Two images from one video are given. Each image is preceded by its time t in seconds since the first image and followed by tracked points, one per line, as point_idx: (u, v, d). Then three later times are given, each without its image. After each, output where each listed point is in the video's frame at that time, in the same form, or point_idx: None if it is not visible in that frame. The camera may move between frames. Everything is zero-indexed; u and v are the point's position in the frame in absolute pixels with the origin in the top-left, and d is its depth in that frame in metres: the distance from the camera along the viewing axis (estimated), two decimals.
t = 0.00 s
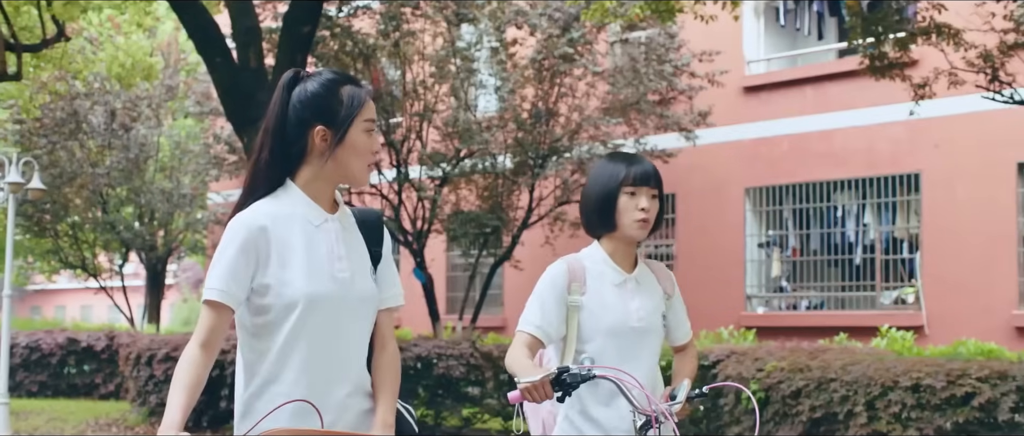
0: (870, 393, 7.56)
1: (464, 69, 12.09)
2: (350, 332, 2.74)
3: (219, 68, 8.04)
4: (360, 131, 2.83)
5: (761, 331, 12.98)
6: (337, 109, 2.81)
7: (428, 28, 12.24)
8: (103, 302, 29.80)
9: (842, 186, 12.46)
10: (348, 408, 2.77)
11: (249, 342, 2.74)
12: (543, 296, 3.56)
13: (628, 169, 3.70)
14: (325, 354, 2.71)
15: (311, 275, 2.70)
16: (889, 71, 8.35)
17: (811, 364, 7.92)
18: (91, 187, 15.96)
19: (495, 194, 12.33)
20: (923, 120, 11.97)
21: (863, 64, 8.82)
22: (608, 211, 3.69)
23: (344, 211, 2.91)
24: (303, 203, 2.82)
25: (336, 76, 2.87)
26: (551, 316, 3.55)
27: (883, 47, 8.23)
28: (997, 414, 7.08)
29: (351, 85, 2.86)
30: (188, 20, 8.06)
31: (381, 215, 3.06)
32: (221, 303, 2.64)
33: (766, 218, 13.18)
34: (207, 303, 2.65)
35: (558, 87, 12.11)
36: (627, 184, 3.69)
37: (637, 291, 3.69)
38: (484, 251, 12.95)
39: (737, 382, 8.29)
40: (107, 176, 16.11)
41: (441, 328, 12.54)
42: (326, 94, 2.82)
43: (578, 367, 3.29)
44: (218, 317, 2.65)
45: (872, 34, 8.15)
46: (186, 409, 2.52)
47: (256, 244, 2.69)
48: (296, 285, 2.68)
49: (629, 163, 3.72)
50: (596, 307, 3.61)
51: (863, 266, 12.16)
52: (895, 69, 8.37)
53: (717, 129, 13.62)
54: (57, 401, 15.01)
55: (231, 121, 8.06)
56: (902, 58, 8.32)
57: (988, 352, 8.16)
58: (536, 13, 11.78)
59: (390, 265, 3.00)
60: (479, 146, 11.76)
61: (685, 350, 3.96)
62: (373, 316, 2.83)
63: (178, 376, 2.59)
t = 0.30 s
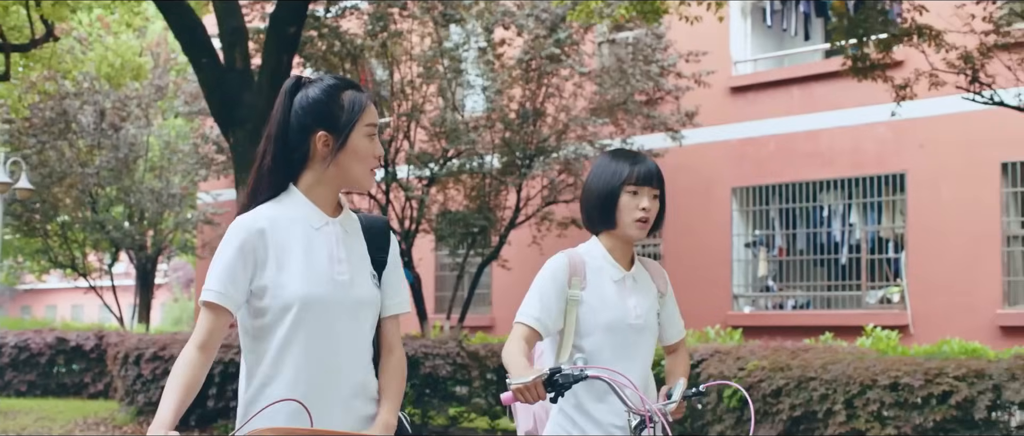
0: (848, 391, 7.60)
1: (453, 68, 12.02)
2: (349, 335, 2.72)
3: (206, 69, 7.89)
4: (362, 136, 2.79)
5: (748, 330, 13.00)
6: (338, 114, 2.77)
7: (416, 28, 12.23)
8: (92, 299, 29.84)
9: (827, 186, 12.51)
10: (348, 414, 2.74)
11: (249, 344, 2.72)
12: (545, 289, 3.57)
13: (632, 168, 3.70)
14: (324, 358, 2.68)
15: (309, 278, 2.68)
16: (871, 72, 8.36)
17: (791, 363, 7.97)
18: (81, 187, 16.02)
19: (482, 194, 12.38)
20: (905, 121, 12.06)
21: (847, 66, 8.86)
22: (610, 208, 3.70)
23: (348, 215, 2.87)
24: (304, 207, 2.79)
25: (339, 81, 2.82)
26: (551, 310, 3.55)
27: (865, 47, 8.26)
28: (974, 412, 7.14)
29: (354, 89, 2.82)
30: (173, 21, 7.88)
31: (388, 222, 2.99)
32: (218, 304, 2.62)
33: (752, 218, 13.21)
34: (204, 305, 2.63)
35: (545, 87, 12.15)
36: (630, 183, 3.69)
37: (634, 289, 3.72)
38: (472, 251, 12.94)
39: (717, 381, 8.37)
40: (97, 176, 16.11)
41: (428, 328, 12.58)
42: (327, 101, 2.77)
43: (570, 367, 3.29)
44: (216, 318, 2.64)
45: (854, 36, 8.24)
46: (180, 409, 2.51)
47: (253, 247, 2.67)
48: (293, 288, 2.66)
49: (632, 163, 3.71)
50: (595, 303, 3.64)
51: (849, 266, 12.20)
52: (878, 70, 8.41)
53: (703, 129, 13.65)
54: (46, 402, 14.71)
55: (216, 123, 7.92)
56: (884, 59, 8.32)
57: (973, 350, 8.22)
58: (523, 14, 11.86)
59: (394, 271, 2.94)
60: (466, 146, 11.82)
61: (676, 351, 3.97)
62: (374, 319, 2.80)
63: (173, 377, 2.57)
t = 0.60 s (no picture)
0: (827, 391, 7.76)
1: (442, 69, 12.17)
2: (362, 329, 2.69)
3: (193, 70, 7.84)
4: (373, 135, 2.81)
5: (736, 330, 13.04)
6: (347, 112, 2.79)
7: (405, 29, 12.24)
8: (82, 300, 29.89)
9: (814, 186, 12.54)
10: (366, 409, 2.71)
11: (265, 341, 2.73)
12: (537, 290, 3.57)
13: (617, 168, 3.73)
14: (336, 351, 2.66)
15: (317, 271, 2.67)
16: (854, 74, 8.45)
17: (773, 362, 8.14)
18: (71, 187, 15.95)
19: (471, 194, 12.39)
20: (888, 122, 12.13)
21: (830, 67, 8.91)
22: (597, 209, 3.73)
23: (362, 213, 2.88)
24: (316, 205, 2.80)
25: (351, 81, 2.84)
26: (541, 312, 3.56)
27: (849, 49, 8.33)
28: (951, 411, 7.27)
29: (366, 89, 2.84)
30: (161, 20, 7.85)
31: (405, 221, 2.97)
32: (228, 299, 2.63)
33: (741, 218, 13.24)
34: (212, 299, 2.64)
35: (533, 88, 12.15)
36: (616, 184, 3.72)
37: (622, 290, 3.74)
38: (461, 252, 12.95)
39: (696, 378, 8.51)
40: (88, 176, 16.11)
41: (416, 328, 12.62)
42: (338, 100, 2.79)
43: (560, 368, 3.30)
44: (224, 310, 2.63)
45: (837, 37, 8.29)
46: (171, 400, 2.48)
47: (262, 243, 2.69)
48: (302, 282, 2.66)
49: (617, 163, 3.74)
50: (585, 303, 3.65)
51: (836, 266, 12.23)
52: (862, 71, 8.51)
53: (691, 129, 13.69)
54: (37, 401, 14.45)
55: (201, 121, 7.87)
56: (867, 60, 8.40)
57: (958, 349, 8.27)
58: (511, 15, 11.86)
59: (414, 268, 2.91)
60: (455, 145, 11.81)
61: (662, 351, 3.99)
62: (392, 314, 2.77)
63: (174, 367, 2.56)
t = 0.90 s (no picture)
0: (812, 390, 7.83)
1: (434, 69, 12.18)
2: (359, 329, 2.71)
3: (184, 71, 7.85)
4: (369, 136, 2.82)
5: (726, 329, 13.05)
6: (340, 114, 2.81)
7: (398, 29, 12.25)
8: (76, 300, 29.95)
9: (805, 186, 12.59)
10: (367, 407, 2.73)
11: (264, 344, 2.76)
12: (527, 297, 3.59)
13: (602, 168, 3.76)
14: (334, 352, 2.69)
15: (312, 274, 2.70)
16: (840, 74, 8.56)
17: (757, 361, 8.23)
18: (65, 187, 15.97)
19: (462, 194, 12.44)
20: (874, 123, 12.19)
21: (816, 69, 8.99)
22: (583, 209, 3.75)
23: (358, 212, 2.89)
24: (310, 208, 2.83)
25: (348, 82, 2.86)
26: (533, 318, 3.58)
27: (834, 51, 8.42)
28: (933, 409, 7.33)
29: (362, 90, 2.85)
30: (151, 20, 7.84)
31: (403, 217, 2.97)
32: (225, 304, 2.67)
33: (732, 218, 13.30)
34: (209, 304, 2.68)
35: (524, 88, 12.22)
36: (602, 184, 3.75)
37: (615, 289, 3.76)
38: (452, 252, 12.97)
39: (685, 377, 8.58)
40: (82, 176, 16.11)
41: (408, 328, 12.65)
42: (335, 101, 2.81)
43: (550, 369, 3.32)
44: (220, 315, 2.67)
45: (824, 40, 8.38)
46: (174, 399, 2.50)
47: (256, 247, 2.72)
48: (296, 286, 2.70)
49: (602, 162, 3.77)
50: (578, 305, 3.67)
51: (827, 265, 12.27)
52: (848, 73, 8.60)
53: (681, 130, 13.74)
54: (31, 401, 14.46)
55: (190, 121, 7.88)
56: (853, 62, 8.39)
57: (947, 349, 8.30)
58: (502, 15, 11.96)
59: (413, 268, 2.91)
60: (446, 145, 11.82)
61: (658, 350, 4.01)
62: (389, 313, 2.79)
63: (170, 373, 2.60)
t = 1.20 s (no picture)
0: (796, 388, 7.89)
1: (427, 69, 12.16)
2: (357, 328, 2.77)
3: (175, 71, 7.86)
4: (361, 134, 2.87)
5: (718, 328, 13.09)
6: (335, 112, 2.85)
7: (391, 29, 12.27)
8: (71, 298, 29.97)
9: (796, 186, 12.64)
10: (363, 405, 2.79)
11: (262, 344, 2.80)
12: (514, 295, 3.63)
13: (587, 161, 3.77)
14: (333, 351, 2.74)
15: (312, 273, 2.75)
16: (829, 76, 8.56)
17: (743, 360, 8.27)
18: (59, 185, 15.77)
19: (455, 193, 12.49)
20: (861, 123, 12.23)
21: (804, 68, 9.04)
22: (569, 204, 3.77)
23: (352, 211, 2.95)
24: (306, 206, 2.88)
25: (338, 80, 2.90)
26: (521, 315, 3.61)
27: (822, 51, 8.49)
28: (916, 408, 7.34)
29: (352, 88, 2.89)
30: (143, 21, 7.87)
31: (395, 215, 3.04)
32: (224, 303, 2.69)
33: (724, 218, 13.29)
34: (208, 304, 2.70)
35: (516, 88, 12.22)
36: (587, 178, 3.76)
37: (603, 283, 3.79)
38: (445, 251, 12.98)
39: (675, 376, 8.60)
40: (77, 175, 16.09)
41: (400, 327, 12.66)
42: (325, 100, 2.85)
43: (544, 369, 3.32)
44: (219, 315, 2.69)
45: (813, 40, 8.42)
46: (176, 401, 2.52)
47: (256, 247, 2.76)
48: (296, 284, 2.74)
49: (588, 156, 3.78)
50: (567, 300, 3.70)
51: (818, 265, 12.35)
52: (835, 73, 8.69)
53: (673, 129, 13.76)
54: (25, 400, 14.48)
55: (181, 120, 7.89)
56: (841, 63, 8.58)
57: (936, 348, 8.33)
58: (495, 15, 11.96)
59: (406, 266, 2.98)
60: (439, 145, 11.87)
61: (655, 341, 4.02)
62: (385, 313, 2.86)
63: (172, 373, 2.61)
